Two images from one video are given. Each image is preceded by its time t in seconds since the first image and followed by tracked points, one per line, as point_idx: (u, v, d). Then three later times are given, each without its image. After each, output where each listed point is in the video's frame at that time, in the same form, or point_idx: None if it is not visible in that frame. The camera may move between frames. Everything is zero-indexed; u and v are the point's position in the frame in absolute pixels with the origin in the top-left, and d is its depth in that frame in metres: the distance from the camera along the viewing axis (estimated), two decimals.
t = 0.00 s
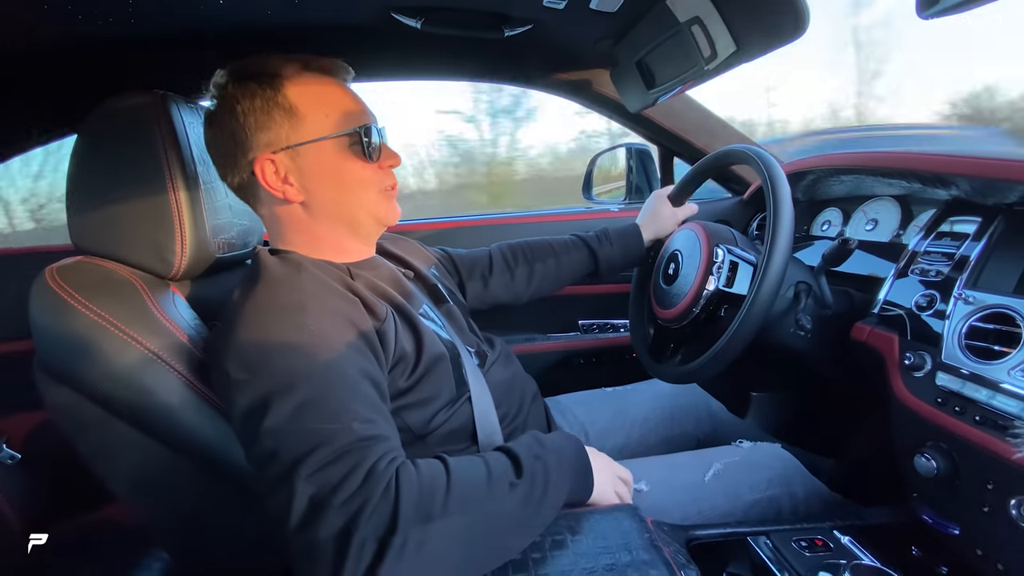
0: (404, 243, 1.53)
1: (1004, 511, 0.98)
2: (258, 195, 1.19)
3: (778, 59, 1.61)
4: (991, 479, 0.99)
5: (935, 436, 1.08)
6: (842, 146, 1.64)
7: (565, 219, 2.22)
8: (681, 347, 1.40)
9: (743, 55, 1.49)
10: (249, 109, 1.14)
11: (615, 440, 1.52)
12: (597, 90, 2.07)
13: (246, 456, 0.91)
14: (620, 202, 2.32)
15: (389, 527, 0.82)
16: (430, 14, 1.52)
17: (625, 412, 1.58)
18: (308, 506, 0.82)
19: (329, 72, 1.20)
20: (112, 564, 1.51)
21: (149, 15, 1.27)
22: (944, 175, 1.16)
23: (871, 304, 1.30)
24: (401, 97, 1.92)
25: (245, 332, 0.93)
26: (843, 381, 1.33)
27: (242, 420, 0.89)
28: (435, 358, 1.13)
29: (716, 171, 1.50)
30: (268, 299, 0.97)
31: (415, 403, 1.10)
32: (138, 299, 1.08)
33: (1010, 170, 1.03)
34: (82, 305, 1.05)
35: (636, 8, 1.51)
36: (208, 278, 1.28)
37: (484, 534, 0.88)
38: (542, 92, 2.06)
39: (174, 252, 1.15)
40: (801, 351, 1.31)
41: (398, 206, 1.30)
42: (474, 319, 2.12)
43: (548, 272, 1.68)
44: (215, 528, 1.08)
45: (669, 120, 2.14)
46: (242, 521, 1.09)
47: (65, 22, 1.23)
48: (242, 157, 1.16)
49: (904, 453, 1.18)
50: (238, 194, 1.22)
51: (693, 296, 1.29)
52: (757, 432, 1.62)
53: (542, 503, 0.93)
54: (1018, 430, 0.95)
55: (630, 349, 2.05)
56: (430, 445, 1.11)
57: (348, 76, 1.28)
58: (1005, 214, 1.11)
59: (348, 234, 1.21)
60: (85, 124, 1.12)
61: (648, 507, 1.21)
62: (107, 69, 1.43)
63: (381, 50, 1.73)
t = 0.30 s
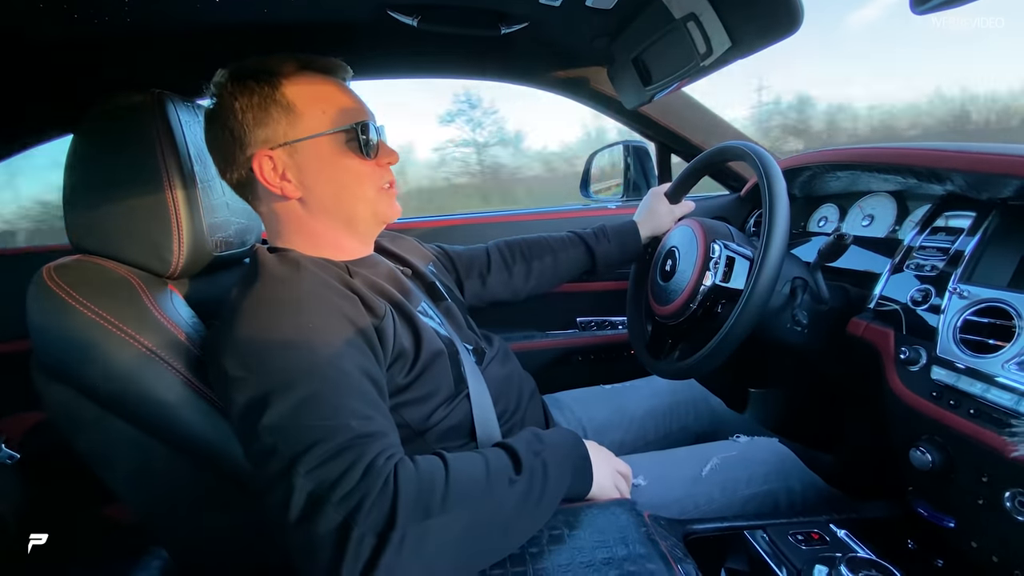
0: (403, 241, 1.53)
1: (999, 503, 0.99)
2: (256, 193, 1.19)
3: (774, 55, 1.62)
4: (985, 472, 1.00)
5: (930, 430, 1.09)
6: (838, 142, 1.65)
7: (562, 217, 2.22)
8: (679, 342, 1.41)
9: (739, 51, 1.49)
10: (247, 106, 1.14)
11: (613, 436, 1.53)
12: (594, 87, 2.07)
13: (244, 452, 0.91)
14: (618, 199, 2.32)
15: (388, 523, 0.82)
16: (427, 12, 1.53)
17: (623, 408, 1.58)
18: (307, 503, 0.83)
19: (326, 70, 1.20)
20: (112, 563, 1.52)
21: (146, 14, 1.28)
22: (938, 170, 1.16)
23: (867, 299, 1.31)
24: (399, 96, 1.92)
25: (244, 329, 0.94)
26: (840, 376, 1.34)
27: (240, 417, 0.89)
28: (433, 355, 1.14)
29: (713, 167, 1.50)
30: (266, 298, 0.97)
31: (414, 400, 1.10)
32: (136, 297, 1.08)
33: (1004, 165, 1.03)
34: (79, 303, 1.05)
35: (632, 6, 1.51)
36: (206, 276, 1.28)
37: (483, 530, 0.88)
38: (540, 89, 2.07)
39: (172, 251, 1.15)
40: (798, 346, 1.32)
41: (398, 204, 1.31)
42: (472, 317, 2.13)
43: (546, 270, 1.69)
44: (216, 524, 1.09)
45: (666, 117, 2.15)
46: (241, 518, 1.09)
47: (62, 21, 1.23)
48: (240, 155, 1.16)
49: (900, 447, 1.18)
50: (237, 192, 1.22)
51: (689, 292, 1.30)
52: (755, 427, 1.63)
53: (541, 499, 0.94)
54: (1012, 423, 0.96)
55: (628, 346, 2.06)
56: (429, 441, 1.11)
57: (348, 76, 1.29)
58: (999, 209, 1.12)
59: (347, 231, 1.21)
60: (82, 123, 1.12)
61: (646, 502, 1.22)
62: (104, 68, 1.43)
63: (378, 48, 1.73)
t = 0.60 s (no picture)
0: (401, 243, 1.53)
1: (996, 505, 0.99)
2: (252, 194, 1.19)
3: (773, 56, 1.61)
4: (983, 473, 1.00)
5: (928, 432, 1.09)
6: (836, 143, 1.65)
7: (561, 217, 2.22)
8: (676, 344, 1.41)
9: (736, 52, 1.49)
10: (243, 107, 1.14)
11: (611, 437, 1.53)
12: (593, 89, 2.06)
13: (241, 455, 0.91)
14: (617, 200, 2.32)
15: (384, 526, 0.82)
16: (424, 13, 1.53)
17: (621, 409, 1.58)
18: (303, 506, 0.82)
19: (323, 72, 1.21)
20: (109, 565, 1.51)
21: (143, 16, 1.27)
22: (936, 172, 1.16)
23: (864, 300, 1.31)
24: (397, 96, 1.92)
25: (241, 331, 0.94)
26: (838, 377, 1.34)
27: (237, 419, 0.89)
28: (431, 357, 1.14)
29: (711, 169, 1.50)
30: (264, 300, 0.97)
31: (412, 402, 1.10)
32: (133, 300, 1.08)
33: (1002, 166, 1.03)
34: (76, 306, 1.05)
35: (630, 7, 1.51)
36: (203, 278, 1.28)
37: (480, 533, 0.88)
38: (538, 90, 2.07)
39: (169, 253, 1.15)
40: (795, 347, 1.32)
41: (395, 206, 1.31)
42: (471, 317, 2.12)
43: (544, 270, 1.69)
44: (213, 527, 1.09)
45: (664, 118, 2.15)
46: (238, 520, 1.09)
47: (59, 23, 1.22)
48: (236, 155, 1.16)
49: (898, 448, 1.18)
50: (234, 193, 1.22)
51: (687, 293, 1.29)
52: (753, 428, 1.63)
53: (539, 501, 0.93)
54: (1011, 425, 0.95)
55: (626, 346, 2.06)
56: (427, 443, 1.11)
57: (346, 78, 1.29)
58: (997, 211, 1.12)
59: (343, 233, 1.21)
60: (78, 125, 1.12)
61: (645, 503, 1.22)
62: (101, 70, 1.43)
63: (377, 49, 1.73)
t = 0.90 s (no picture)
0: (400, 241, 1.53)
1: (995, 500, 0.99)
2: (252, 192, 1.18)
3: (770, 52, 1.61)
4: (981, 468, 1.00)
5: (927, 427, 1.09)
6: (834, 139, 1.65)
7: (559, 215, 2.22)
8: (673, 342, 1.41)
9: (734, 48, 1.49)
10: (243, 104, 1.14)
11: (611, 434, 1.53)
12: (591, 86, 2.07)
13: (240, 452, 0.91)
14: (615, 197, 2.32)
15: (383, 525, 0.82)
16: (422, 10, 1.53)
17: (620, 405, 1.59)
18: (303, 505, 0.82)
19: (323, 70, 1.21)
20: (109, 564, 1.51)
21: (139, 13, 1.27)
22: (934, 167, 1.16)
23: (863, 296, 1.31)
24: (395, 95, 1.92)
25: (239, 330, 0.93)
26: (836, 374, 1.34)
27: (236, 417, 0.89)
28: (430, 355, 1.14)
29: (709, 165, 1.50)
30: (263, 299, 0.97)
31: (412, 401, 1.10)
32: (131, 299, 1.08)
33: (1001, 162, 1.03)
34: (74, 305, 1.04)
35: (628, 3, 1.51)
36: (201, 276, 1.28)
37: (480, 532, 0.88)
38: (536, 87, 2.07)
39: (167, 252, 1.15)
40: (794, 344, 1.32)
41: (394, 205, 1.30)
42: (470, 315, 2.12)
43: (543, 267, 1.69)
44: (212, 525, 1.09)
45: (663, 115, 2.15)
46: (237, 518, 1.09)
47: (55, 21, 1.22)
48: (235, 153, 1.16)
49: (897, 444, 1.18)
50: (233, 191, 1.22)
51: (686, 291, 1.30)
52: (753, 425, 1.63)
53: (541, 500, 0.93)
54: (1009, 419, 0.96)
55: (625, 344, 2.06)
56: (426, 442, 1.11)
57: (346, 77, 1.29)
58: (994, 206, 1.12)
59: (342, 231, 1.21)
60: (76, 124, 1.12)
61: (644, 500, 1.22)
62: (97, 67, 1.42)
63: (374, 48, 1.73)
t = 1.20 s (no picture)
0: (399, 240, 1.53)
1: (991, 503, 0.99)
2: (252, 190, 1.18)
3: (771, 53, 1.61)
4: (978, 471, 1.00)
5: (924, 430, 1.09)
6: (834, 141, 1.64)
7: (559, 214, 2.22)
8: (670, 342, 1.41)
9: (735, 49, 1.49)
10: (243, 103, 1.14)
11: (609, 434, 1.53)
12: (592, 86, 2.06)
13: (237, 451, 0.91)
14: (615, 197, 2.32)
15: (383, 523, 0.82)
16: (422, 9, 1.52)
17: (618, 406, 1.59)
18: (301, 503, 0.82)
19: (322, 68, 1.20)
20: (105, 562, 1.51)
21: (138, 10, 1.27)
22: (934, 169, 1.16)
23: (862, 298, 1.31)
24: (396, 93, 1.92)
25: (238, 328, 0.93)
26: (835, 376, 1.34)
27: (233, 415, 0.89)
28: (429, 354, 1.14)
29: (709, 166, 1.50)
30: (262, 296, 0.97)
31: (410, 399, 1.10)
32: (128, 296, 1.08)
33: (1000, 166, 1.03)
34: (71, 302, 1.04)
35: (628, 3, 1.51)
36: (200, 274, 1.28)
37: (479, 530, 0.88)
38: (536, 87, 2.06)
39: (165, 249, 1.15)
40: (793, 345, 1.32)
41: (394, 204, 1.30)
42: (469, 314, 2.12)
43: (543, 266, 1.69)
44: (209, 523, 1.08)
45: (663, 116, 2.14)
46: (234, 516, 1.09)
47: (54, 17, 1.22)
48: (236, 152, 1.16)
49: (894, 446, 1.18)
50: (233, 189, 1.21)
51: (684, 292, 1.30)
52: (751, 426, 1.63)
53: (538, 499, 0.94)
54: (1006, 422, 0.96)
55: (624, 344, 2.06)
56: (425, 440, 1.11)
57: (345, 75, 1.29)
58: (994, 209, 1.12)
59: (343, 229, 1.21)
60: (74, 120, 1.11)
61: (642, 501, 1.22)
62: (96, 64, 1.42)
63: (374, 46, 1.73)
